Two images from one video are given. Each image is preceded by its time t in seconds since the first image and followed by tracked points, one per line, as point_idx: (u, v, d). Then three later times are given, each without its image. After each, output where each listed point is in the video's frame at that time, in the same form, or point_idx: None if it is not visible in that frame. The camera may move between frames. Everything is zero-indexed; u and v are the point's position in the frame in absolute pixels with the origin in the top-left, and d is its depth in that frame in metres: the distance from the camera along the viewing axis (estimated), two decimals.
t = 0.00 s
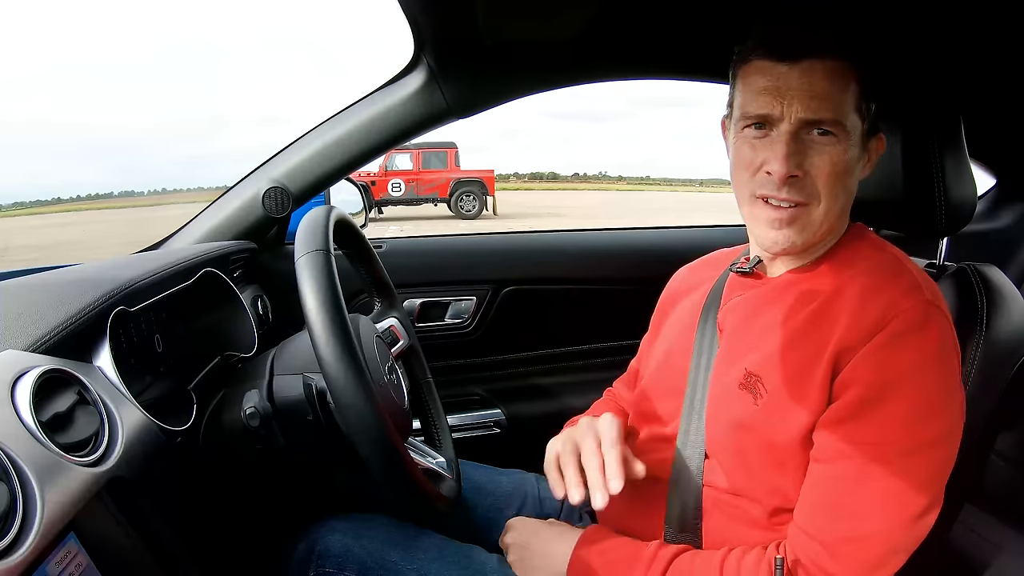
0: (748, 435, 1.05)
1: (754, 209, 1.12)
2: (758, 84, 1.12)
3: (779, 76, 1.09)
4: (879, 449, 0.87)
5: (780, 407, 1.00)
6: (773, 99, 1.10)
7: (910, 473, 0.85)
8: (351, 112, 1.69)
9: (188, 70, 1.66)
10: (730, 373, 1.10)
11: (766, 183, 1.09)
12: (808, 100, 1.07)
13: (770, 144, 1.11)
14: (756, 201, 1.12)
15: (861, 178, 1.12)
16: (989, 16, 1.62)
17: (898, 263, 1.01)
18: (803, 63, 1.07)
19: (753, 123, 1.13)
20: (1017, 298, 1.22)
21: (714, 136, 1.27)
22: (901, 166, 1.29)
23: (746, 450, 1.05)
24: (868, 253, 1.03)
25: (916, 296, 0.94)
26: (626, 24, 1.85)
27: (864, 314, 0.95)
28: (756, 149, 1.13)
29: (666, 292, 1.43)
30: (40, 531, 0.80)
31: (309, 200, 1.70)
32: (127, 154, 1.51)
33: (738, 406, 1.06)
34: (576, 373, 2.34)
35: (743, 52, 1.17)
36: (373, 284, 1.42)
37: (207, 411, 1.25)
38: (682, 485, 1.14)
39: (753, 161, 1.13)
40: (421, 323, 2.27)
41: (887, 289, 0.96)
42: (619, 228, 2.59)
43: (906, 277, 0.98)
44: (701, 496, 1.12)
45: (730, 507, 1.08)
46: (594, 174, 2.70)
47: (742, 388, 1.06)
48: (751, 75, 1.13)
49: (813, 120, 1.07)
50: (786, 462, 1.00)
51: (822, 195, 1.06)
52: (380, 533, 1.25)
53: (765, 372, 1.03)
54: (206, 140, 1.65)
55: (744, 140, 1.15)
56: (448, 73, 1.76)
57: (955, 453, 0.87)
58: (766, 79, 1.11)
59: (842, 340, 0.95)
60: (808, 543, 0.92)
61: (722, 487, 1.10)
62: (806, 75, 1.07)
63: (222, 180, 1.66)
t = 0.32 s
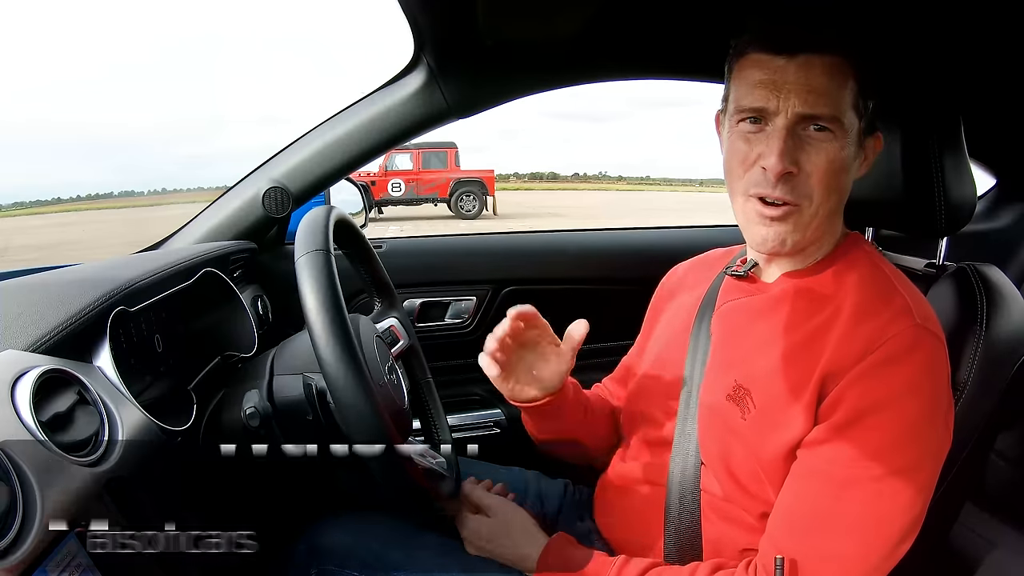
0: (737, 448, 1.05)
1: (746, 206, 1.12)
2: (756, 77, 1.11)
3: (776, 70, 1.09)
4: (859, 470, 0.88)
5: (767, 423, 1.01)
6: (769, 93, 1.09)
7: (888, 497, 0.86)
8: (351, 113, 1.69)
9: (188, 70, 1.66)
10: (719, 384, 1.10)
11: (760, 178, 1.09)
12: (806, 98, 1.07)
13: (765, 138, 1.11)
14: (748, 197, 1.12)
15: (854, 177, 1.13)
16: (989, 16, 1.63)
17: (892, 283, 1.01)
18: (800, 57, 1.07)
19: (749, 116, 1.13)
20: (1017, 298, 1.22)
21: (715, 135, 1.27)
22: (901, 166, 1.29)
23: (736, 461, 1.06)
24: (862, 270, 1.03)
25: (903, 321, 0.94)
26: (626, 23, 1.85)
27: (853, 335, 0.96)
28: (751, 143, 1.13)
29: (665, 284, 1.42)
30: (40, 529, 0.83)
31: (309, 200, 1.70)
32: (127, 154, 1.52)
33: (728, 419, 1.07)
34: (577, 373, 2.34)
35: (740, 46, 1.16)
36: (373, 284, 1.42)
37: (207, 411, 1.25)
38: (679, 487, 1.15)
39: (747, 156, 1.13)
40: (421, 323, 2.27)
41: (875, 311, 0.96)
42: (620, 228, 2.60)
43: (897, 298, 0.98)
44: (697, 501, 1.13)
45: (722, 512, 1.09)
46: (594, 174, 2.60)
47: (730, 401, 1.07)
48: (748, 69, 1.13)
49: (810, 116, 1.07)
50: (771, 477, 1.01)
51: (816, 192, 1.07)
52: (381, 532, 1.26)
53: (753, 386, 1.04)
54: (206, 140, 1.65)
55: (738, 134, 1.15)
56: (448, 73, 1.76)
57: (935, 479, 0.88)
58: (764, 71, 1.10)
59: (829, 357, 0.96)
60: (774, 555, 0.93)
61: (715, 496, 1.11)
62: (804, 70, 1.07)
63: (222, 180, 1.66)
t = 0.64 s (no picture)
0: (730, 443, 1.06)
1: (733, 210, 1.13)
2: (738, 82, 1.12)
3: (758, 76, 1.10)
4: (847, 461, 0.88)
5: (758, 418, 1.01)
6: (751, 98, 1.10)
7: (875, 486, 0.86)
8: (351, 112, 1.69)
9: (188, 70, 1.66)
10: (711, 380, 1.10)
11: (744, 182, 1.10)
12: (794, 100, 1.07)
13: (749, 142, 1.12)
14: (733, 200, 1.13)
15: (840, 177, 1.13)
16: (990, 16, 1.62)
17: (880, 275, 1.01)
18: (782, 63, 1.07)
19: (733, 122, 1.14)
20: (1017, 298, 1.21)
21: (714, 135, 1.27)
22: (900, 165, 1.29)
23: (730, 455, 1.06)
24: (850, 263, 1.03)
25: (889, 312, 0.94)
26: (627, 23, 1.85)
27: (839, 327, 0.96)
28: (736, 147, 1.14)
29: (653, 288, 1.42)
30: (42, 528, 0.82)
31: (309, 200, 1.70)
32: (127, 154, 1.52)
33: (720, 414, 1.07)
34: (577, 373, 2.34)
35: (724, 51, 1.16)
36: (373, 284, 1.42)
37: (207, 411, 1.25)
38: (677, 487, 1.15)
39: (733, 160, 1.14)
40: (421, 323, 2.27)
41: (861, 305, 0.96)
42: (619, 228, 2.60)
43: (883, 290, 0.98)
44: (696, 500, 1.13)
45: (721, 509, 1.09)
46: (594, 174, 2.61)
47: (721, 396, 1.07)
48: (730, 74, 1.14)
49: (792, 120, 1.08)
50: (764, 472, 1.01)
51: (800, 195, 1.07)
52: (379, 536, 1.27)
53: (744, 381, 1.04)
54: (206, 140, 1.65)
55: (724, 138, 1.16)
56: (448, 73, 1.76)
57: (925, 469, 0.88)
58: (745, 76, 1.11)
59: (818, 352, 0.96)
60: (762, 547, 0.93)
61: (712, 493, 1.11)
62: (785, 74, 1.07)
63: (222, 180, 1.66)
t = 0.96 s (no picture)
0: (727, 444, 1.06)
1: (733, 206, 1.15)
2: (737, 81, 1.13)
3: (758, 75, 1.10)
4: (844, 464, 0.88)
5: (756, 420, 1.01)
6: (750, 97, 1.11)
7: (872, 488, 0.86)
8: (351, 112, 1.69)
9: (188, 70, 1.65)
10: (709, 382, 1.10)
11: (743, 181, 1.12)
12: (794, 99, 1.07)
13: (749, 140, 1.13)
14: (733, 197, 1.14)
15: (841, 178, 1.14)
16: (990, 15, 1.62)
17: (875, 277, 1.00)
18: (781, 63, 1.07)
19: (733, 121, 1.15)
20: (1017, 298, 1.21)
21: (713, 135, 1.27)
22: (900, 166, 1.29)
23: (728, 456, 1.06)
24: (846, 265, 1.03)
25: (885, 315, 0.94)
26: (626, 23, 1.85)
27: (835, 329, 0.95)
28: (736, 144, 1.15)
29: (660, 294, 1.42)
30: (42, 528, 0.82)
31: (309, 200, 1.70)
32: (127, 154, 1.52)
33: (718, 416, 1.07)
34: (577, 373, 2.34)
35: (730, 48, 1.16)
36: (373, 284, 1.42)
37: (207, 411, 1.25)
38: (676, 486, 1.15)
39: (733, 157, 1.15)
40: (421, 323, 2.27)
41: (856, 308, 0.96)
42: (619, 228, 2.59)
43: (879, 293, 0.97)
44: (695, 499, 1.13)
45: (720, 509, 1.09)
46: (594, 174, 2.61)
47: (720, 399, 1.07)
48: (731, 74, 1.14)
49: (791, 119, 1.08)
50: (762, 474, 1.01)
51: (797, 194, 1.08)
52: (379, 535, 1.27)
53: (742, 383, 1.04)
54: (205, 140, 1.64)
55: (724, 135, 1.17)
56: (448, 73, 1.76)
57: (924, 471, 0.88)
58: (746, 75, 1.12)
59: (815, 355, 0.95)
60: (758, 548, 0.93)
61: (711, 493, 1.11)
62: (785, 74, 1.08)
63: (222, 180, 1.66)
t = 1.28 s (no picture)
0: (725, 451, 1.06)
1: (725, 201, 1.13)
2: (732, 76, 1.13)
3: (753, 70, 1.11)
4: (845, 474, 0.88)
5: (754, 427, 1.01)
6: (746, 92, 1.11)
7: (873, 496, 0.86)
8: (351, 112, 1.69)
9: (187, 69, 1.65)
10: (707, 389, 1.10)
11: (736, 174, 1.11)
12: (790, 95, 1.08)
13: (742, 135, 1.12)
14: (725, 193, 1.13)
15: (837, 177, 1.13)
16: (990, 15, 1.62)
17: (874, 283, 1.00)
18: (777, 58, 1.08)
19: (727, 116, 1.15)
20: (1017, 298, 1.21)
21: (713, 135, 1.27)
22: (900, 166, 1.29)
23: (726, 463, 1.06)
24: (844, 271, 1.02)
25: (883, 321, 0.93)
26: (626, 23, 1.85)
27: (834, 337, 0.95)
28: (729, 140, 1.15)
29: (658, 296, 1.42)
30: (42, 528, 0.82)
31: (309, 200, 1.70)
32: (127, 154, 1.52)
33: (716, 423, 1.07)
34: (577, 373, 2.34)
35: (727, 45, 1.17)
36: (373, 284, 1.42)
37: (206, 411, 1.25)
38: (675, 488, 1.15)
39: (725, 153, 1.15)
40: (421, 323, 2.27)
41: (853, 315, 0.96)
42: (619, 228, 2.59)
43: (877, 299, 0.97)
44: (694, 502, 1.13)
45: (719, 513, 1.09)
46: (594, 174, 2.61)
47: (717, 406, 1.07)
48: (727, 69, 1.15)
49: (785, 114, 1.08)
50: (761, 482, 1.01)
51: (789, 188, 1.07)
52: (379, 535, 1.27)
53: (740, 391, 1.04)
54: (204, 140, 1.64)
55: (718, 131, 1.16)
56: (448, 73, 1.76)
57: (925, 478, 0.88)
58: (740, 70, 1.12)
59: (813, 363, 0.95)
60: (759, 557, 0.93)
61: (710, 498, 1.11)
62: (780, 68, 1.08)
63: (222, 180, 1.66)
